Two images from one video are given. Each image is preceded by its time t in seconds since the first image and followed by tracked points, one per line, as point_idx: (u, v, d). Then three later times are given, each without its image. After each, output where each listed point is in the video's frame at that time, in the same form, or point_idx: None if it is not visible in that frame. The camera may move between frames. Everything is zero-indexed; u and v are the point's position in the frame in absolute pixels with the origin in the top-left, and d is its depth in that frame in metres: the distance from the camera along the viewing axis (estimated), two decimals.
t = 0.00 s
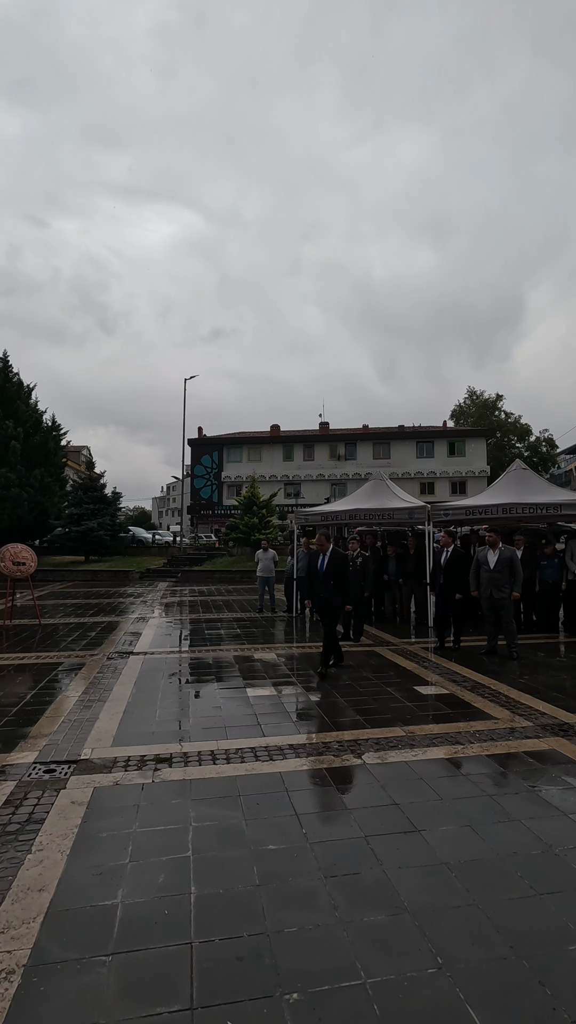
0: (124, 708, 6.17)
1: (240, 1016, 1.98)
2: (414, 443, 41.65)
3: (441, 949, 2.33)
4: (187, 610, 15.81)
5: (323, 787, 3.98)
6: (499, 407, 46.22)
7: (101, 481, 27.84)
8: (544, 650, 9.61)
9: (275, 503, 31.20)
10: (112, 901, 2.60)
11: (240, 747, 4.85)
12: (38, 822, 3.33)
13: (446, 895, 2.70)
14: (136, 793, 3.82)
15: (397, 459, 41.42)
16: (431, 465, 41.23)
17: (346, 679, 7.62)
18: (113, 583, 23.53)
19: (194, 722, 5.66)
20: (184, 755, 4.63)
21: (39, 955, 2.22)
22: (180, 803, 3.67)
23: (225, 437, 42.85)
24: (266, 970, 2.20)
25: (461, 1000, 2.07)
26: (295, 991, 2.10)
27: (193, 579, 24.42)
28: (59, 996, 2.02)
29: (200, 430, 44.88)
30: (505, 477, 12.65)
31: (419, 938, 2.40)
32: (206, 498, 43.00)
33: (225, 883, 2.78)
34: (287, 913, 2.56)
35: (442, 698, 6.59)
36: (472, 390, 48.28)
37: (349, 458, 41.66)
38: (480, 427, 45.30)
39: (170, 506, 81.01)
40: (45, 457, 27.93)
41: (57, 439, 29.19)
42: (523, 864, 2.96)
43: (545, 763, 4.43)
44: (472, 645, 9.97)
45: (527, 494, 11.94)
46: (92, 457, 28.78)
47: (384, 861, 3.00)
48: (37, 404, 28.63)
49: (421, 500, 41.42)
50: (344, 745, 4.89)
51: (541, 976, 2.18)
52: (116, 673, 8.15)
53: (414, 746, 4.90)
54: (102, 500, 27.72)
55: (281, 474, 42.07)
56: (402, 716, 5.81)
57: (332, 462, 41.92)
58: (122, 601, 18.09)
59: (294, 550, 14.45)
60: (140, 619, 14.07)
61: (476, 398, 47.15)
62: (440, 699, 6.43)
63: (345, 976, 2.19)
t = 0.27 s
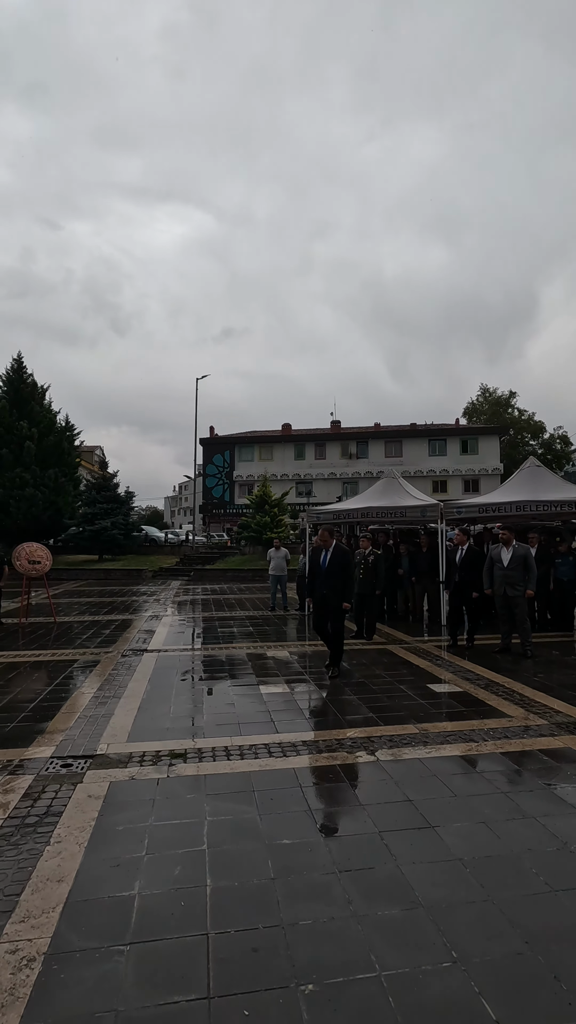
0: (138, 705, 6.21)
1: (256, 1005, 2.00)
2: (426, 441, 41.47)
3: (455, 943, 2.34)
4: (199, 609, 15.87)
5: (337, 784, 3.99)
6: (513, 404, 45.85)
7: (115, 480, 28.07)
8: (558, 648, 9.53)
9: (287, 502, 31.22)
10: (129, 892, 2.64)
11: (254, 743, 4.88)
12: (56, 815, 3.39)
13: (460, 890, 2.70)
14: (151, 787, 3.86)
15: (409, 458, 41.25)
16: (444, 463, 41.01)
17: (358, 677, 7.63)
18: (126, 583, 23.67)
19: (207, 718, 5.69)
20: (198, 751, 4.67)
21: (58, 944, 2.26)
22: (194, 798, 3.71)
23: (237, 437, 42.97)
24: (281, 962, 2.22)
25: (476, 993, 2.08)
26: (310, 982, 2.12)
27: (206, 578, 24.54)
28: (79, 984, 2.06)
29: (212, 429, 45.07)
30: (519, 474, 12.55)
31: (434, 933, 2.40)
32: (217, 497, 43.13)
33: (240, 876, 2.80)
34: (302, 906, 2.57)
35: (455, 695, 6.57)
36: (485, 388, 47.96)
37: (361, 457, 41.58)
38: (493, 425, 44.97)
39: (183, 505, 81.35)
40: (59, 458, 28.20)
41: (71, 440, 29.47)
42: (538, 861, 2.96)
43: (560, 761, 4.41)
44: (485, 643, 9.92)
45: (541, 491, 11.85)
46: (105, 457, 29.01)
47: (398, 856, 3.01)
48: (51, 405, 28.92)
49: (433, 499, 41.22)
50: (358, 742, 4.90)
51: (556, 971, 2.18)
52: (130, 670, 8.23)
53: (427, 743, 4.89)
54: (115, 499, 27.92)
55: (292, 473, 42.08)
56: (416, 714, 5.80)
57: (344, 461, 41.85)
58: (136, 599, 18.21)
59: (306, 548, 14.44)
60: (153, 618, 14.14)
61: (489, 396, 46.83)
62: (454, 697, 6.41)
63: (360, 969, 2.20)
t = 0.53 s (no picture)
0: (156, 701, 6.29)
1: (276, 992, 2.05)
2: (442, 439, 41.22)
3: (472, 936, 2.37)
4: (215, 607, 15.99)
5: (354, 779, 4.02)
6: (530, 401, 45.38)
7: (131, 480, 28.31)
8: None
9: (302, 500, 31.24)
10: (151, 881, 2.70)
11: (271, 738, 4.93)
12: (79, 806, 3.47)
13: (477, 885, 2.72)
14: (171, 781, 3.93)
15: (424, 455, 41.03)
16: (460, 461, 40.73)
17: (374, 675, 7.65)
18: (143, 581, 23.88)
19: (224, 714, 5.75)
20: (216, 746, 4.74)
21: (83, 929, 2.33)
22: (213, 792, 3.76)
23: (252, 436, 43.09)
24: (300, 951, 2.26)
25: (493, 985, 2.10)
26: (329, 971, 2.16)
27: (221, 576, 24.68)
28: (104, 967, 2.13)
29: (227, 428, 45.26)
30: (536, 472, 12.45)
31: (452, 926, 2.43)
32: (232, 495, 43.29)
33: (259, 867, 2.85)
34: (320, 897, 2.62)
35: (472, 693, 6.56)
36: (502, 385, 47.52)
37: (376, 455, 41.46)
38: (509, 422, 44.56)
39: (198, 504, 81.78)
40: (77, 458, 28.52)
41: (88, 440, 29.78)
42: (555, 857, 2.96)
43: None
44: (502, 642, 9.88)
45: (559, 489, 11.74)
46: (122, 457, 29.28)
47: (415, 851, 3.04)
48: (68, 405, 29.25)
49: (449, 497, 40.96)
50: (374, 738, 4.93)
51: (573, 966, 2.19)
52: (148, 667, 8.33)
53: (444, 740, 4.91)
54: (132, 498, 28.15)
55: (307, 472, 42.08)
56: (432, 712, 5.81)
57: (359, 459, 41.74)
58: (152, 597, 18.38)
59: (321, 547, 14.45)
60: (169, 616, 14.26)
61: (506, 393, 46.40)
62: (470, 695, 6.41)
63: (378, 959, 2.24)
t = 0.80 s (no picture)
0: (177, 696, 6.38)
1: (299, 977, 2.10)
2: (461, 436, 40.88)
3: (493, 928, 2.39)
4: (233, 605, 16.08)
5: (373, 775, 4.04)
6: (551, 398, 44.78)
7: (150, 478, 28.57)
8: None
9: (319, 499, 31.24)
10: (175, 869, 2.77)
11: (291, 734, 4.98)
12: (105, 796, 3.55)
13: (497, 879, 2.74)
14: (193, 773, 4.00)
15: (443, 453, 40.74)
16: (479, 458, 40.35)
17: (393, 672, 7.65)
18: (162, 579, 24.06)
19: (244, 710, 5.81)
20: (237, 740, 4.80)
21: (112, 913, 2.40)
22: (234, 785, 3.82)
23: (269, 434, 43.19)
24: (322, 937, 2.31)
25: (513, 976, 2.13)
26: (350, 958, 2.20)
27: (239, 574, 24.81)
28: (133, 949, 2.19)
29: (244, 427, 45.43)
30: (557, 469, 12.31)
31: (472, 918, 2.45)
32: (250, 494, 43.45)
33: (281, 858, 2.90)
34: (341, 887, 2.66)
35: (492, 691, 6.53)
36: (522, 382, 46.95)
37: (393, 453, 41.26)
38: (530, 419, 44.01)
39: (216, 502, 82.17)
40: (96, 457, 28.84)
41: (108, 440, 30.11)
42: None
43: None
44: (522, 640, 9.80)
45: None
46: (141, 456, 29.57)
47: (435, 844, 3.06)
48: (88, 405, 29.61)
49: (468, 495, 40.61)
50: (394, 735, 4.95)
51: None
52: (168, 663, 8.44)
53: (463, 737, 4.91)
54: (151, 497, 28.40)
55: (324, 470, 42.03)
56: (451, 709, 5.81)
57: (376, 457, 41.56)
58: (171, 595, 18.56)
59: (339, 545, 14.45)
60: (189, 613, 14.39)
61: (525, 389, 45.84)
62: (490, 693, 6.38)
63: (399, 948, 2.28)
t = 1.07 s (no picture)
0: (199, 690, 6.46)
1: (324, 963, 2.14)
2: (481, 433, 40.46)
3: (516, 921, 2.41)
4: (252, 601, 16.17)
5: (394, 769, 4.06)
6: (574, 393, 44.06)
7: (170, 476, 28.79)
8: None
9: (339, 496, 31.19)
10: (201, 856, 2.84)
11: (312, 728, 5.02)
12: (131, 785, 3.64)
13: (520, 873, 2.75)
14: (216, 765, 4.06)
15: (463, 450, 40.37)
16: (500, 455, 39.89)
17: (413, 669, 7.65)
18: (181, 575, 24.24)
19: (265, 704, 5.86)
20: (259, 733, 4.86)
21: (141, 896, 2.48)
22: (257, 777, 3.88)
23: (288, 431, 43.22)
24: (345, 925, 2.35)
25: (537, 967, 2.14)
26: (374, 946, 2.24)
27: (258, 571, 24.90)
28: (161, 931, 2.26)
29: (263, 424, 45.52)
30: None
31: (495, 911, 2.47)
32: (269, 491, 43.54)
33: (305, 848, 2.95)
34: (364, 877, 2.69)
35: (513, 689, 6.49)
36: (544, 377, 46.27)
37: (413, 450, 41.00)
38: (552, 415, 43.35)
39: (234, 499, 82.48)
40: (117, 455, 29.14)
41: (128, 437, 30.41)
42: None
43: None
44: (544, 638, 9.71)
45: None
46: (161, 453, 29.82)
47: (457, 838, 3.08)
48: (110, 403, 29.93)
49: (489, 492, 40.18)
50: (414, 731, 4.96)
51: None
52: (189, 657, 8.54)
53: (485, 734, 4.90)
54: (171, 494, 28.61)
55: (343, 467, 41.93)
56: (472, 706, 5.79)
57: (395, 454, 41.34)
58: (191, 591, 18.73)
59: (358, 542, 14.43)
60: (209, 609, 14.51)
61: (548, 385, 45.17)
62: (512, 691, 6.35)
63: (422, 937, 2.30)
